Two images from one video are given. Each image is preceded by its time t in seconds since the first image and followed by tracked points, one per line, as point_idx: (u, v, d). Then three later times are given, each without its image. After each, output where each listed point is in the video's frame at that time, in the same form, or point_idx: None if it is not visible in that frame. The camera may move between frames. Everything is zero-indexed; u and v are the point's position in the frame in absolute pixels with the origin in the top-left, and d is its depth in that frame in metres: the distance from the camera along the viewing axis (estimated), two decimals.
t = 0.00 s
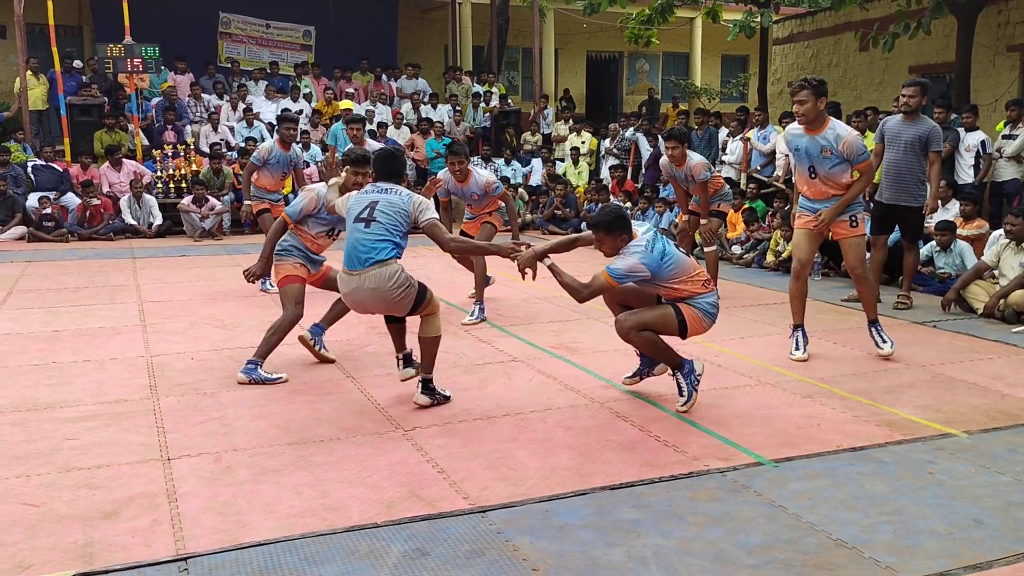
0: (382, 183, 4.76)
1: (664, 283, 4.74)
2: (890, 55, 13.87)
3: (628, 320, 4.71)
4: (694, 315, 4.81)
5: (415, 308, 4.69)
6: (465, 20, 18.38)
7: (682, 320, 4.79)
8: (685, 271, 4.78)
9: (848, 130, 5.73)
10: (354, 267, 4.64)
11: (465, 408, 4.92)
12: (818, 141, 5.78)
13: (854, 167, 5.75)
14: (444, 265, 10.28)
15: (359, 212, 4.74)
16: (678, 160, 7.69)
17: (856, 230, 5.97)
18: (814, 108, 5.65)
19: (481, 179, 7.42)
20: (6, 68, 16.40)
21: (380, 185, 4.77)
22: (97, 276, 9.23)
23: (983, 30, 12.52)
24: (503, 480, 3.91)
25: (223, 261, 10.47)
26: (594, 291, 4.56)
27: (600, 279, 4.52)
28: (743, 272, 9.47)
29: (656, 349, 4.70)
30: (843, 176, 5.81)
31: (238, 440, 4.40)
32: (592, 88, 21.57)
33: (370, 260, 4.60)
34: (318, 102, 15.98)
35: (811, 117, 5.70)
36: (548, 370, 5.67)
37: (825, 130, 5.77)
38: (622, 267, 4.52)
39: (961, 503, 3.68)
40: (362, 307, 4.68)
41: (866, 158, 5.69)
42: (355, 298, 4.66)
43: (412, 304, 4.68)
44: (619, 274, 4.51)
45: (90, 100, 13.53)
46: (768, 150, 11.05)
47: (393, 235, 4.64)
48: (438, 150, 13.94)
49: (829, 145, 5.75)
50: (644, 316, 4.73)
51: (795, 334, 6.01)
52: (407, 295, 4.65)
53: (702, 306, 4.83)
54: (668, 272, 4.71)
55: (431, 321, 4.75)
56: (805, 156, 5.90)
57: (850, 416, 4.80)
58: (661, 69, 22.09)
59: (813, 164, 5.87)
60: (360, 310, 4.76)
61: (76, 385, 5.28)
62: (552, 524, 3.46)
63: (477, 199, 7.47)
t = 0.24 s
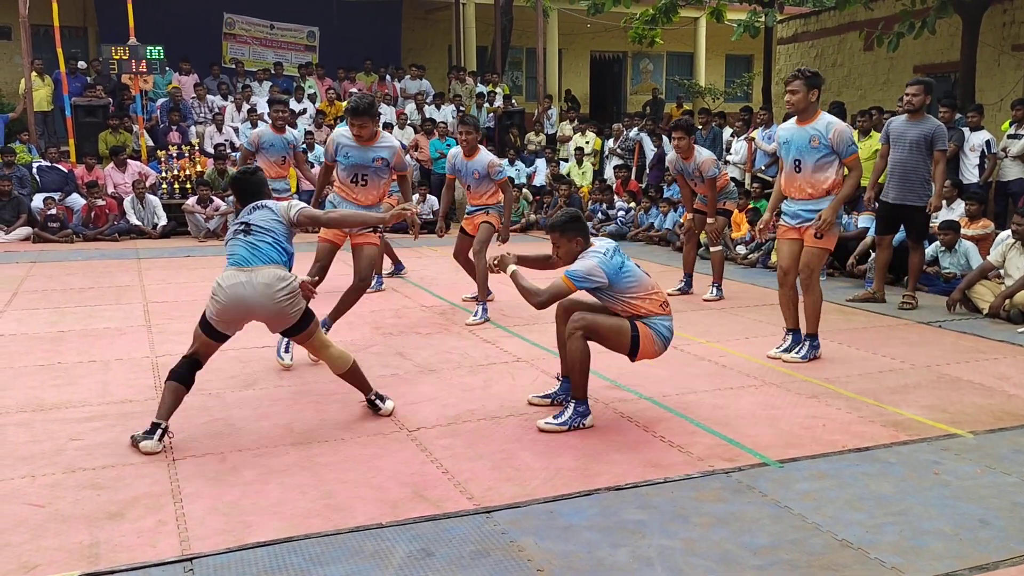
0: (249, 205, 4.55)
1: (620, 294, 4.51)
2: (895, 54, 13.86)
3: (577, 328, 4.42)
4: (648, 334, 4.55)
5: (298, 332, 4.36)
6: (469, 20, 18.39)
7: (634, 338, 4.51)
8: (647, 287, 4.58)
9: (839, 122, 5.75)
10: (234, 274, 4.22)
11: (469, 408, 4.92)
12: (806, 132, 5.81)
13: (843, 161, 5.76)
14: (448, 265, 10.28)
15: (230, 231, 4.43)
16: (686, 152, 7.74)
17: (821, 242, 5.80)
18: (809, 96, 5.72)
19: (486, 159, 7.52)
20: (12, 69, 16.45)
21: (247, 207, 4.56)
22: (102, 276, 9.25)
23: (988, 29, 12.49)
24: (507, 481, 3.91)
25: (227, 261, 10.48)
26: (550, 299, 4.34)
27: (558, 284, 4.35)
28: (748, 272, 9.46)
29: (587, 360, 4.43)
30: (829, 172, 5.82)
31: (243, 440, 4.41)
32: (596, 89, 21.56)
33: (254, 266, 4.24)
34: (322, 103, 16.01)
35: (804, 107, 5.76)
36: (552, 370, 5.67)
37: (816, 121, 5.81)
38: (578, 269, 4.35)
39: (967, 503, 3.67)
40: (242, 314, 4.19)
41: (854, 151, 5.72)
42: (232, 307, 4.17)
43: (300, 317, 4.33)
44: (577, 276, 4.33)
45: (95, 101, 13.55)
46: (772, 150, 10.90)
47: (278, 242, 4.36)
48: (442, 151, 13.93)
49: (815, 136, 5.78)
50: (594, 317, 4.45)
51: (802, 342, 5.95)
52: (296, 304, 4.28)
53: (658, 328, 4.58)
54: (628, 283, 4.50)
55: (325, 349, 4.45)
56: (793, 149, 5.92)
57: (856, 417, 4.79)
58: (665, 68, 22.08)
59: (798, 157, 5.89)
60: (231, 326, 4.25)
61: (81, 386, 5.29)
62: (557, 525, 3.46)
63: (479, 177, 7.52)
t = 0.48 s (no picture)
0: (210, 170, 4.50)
1: (592, 339, 4.46)
2: (899, 54, 13.83)
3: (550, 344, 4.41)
4: (603, 384, 4.54)
5: (256, 302, 4.30)
6: (473, 20, 18.40)
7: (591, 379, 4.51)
8: (625, 341, 4.53)
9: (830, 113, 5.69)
10: (189, 236, 4.18)
11: (473, 408, 4.92)
12: (797, 122, 5.81)
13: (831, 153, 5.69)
14: (453, 265, 10.27)
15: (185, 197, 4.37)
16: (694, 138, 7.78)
17: (812, 242, 5.80)
18: (807, 87, 5.72)
19: (491, 144, 7.57)
20: (17, 70, 16.49)
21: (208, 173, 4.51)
22: (107, 277, 9.25)
23: (993, 29, 12.46)
24: (512, 481, 3.90)
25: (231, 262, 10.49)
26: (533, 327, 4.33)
27: (541, 312, 4.36)
28: (752, 272, 9.46)
29: (564, 370, 4.42)
30: (817, 164, 5.78)
31: (247, 440, 4.41)
32: (600, 89, 21.55)
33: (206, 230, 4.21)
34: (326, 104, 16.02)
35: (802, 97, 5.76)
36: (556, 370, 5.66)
37: (809, 112, 5.79)
38: (564, 301, 4.32)
39: (973, 504, 3.66)
40: (196, 278, 4.14)
41: (842, 144, 5.64)
42: (187, 271, 4.12)
43: (257, 284, 4.28)
44: (561, 309, 4.31)
45: (100, 102, 13.56)
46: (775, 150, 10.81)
47: (231, 209, 4.31)
48: (446, 151, 13.92)
49: (804, 127, 5.76)
50: (572, 335, 4.42)
51: (806, 340, 5.95)
52: (253, 270, 4.24)
53: (615, 383, 4.56)
54: (606, 332, 4.45)
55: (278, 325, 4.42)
56: (785, 139, 5.92)
57: (861, 417, 4.77)
58: (670, 68, 22.05)
59: (789, 148, 5.89)
60: (186, 293, 4.18)
61: (86, 386, 5.29)
62: (562, 525, 3.46)
63: (484, 161, 7.57)
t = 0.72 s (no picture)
0: (201, 149, 4.46)
1: (592, 333, 4.43)
2: (904, 53, 13.81)
3: (550, 341, 4.41)
4: (612, 376, 4.49)
5: (235, 300, 4.28)
6: (477, 20, 18.41)
7: (598, 372, 4.47)
8: (627, 332, 4.50)
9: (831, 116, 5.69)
10: (171, 234, 4.25)
11: (477, 408, 4.93)
12: (798, 123, 5.83)
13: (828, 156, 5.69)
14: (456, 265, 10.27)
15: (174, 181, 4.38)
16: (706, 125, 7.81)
17: (808, 243, 5.76)
18: (807, 88, 5.73)
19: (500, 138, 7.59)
20: (22, 70, 16.55)
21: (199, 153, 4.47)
22: (112, 277, 9.27)
23: (998, 28, 12.43)
24: (516, 482, 3.90)
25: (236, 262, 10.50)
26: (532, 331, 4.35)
27: (541, 313, 4.36)
28: (756, 273, 9.44)
29: (566, 369, 4.43)
30: (815, 166, 5.78)
31: (252, 440, 4.42)
32: (604, 89, 21.55)
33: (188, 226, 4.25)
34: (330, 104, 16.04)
35: (802, 99, 5.78)
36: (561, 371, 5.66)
37: (810, 114, 5.81)
38: (563, 302, 4.31)
39: (978, 504, 3.65)
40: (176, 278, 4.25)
41: (839, 148, 5.63)
42: (166, 271, 4.23)
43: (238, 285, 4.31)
44: (561, 309, 4.30)
45: (105, 102, 13.58)
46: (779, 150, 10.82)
47: (215, 205, 4.31)
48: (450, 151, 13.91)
49: (805, 128, 5.78)
50: (570, 335, 4.42)
51: (810, 340, 5.93)
52: (232, 271, 4.26)
53: (624, 373, 4.52)
54: (607, 326, 4.43)
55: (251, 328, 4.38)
56: (787, 141, 5.94)
57: (865, 418, 4.76)
58: (674, 68, 22.04)
59: (790, 150, 5.90)
60: (168, 288, 4.31)
61: (91, 386, 5.30)
62: (566, 525, 3.45)
63: (492, 155, 7.58)
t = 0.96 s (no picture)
0: (151, 134, 4.58)
1: (594, 337, 4.43)
2: (909, 53, 13.78)
3: (552, 345, 4.41)
4: (611, 380, 4.50)
5: (201, 288, 4.53)
6: (481, 20, 18.41)
7: (598, 375, 4.47)
8: (628, 337, 4.49)
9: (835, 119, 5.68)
10: (137, 230, 4.47)
11: (482, 409, 4.93)
12: (803, 126, 5.83)
13: (831, 160, 5.68)
14: (460, 266, 10.27)
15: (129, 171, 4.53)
16: (717, 120, 7.82)
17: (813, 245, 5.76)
18: (812, 91, 5.71)
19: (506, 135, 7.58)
20: (27, 71, 16.58)
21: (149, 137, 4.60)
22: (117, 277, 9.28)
23: (1004, 28, 12.40)
24: (521, 482, 3.90)
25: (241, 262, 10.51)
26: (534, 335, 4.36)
27: (544, 316, 4.36)
28: (761, 273, 9.42)
29: (568, 372, 4.43)
30: (819, 169, 5.78)
31: (256, 440, 4.42)
32: (608, 89, 21.55)
33: (152, 221, 4.47)
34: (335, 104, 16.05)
35: (807, 102, 5.77)
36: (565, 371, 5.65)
37: (815, 116, 5.80)
38: (566, 306, 4.31)
39: (983, 505, 3.64)
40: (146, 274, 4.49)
41: (843, 151, 5.62)
42: (136, 268, 4.47)
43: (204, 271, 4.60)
44: (563, 312, 4.30)
45: (110, 103, 13.60)
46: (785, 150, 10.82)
47: (176, 197, 4.52)
48: (454, 151, 13.89)
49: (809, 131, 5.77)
50: (574, 337, 4.41)
51: (816, 341, 5.92)
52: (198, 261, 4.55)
53: (624, 378, 4.53)
54: (609, 331, 4.42)
55: (213, 322, 4.58)
56: (792, 143, 5.94)
57: (871, 418, 4.75)
58: (678, 68, 22.01)
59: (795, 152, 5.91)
60: (136, 280, 4.54)
61: (96, 387, 5.31)
62: (570, 526, 3.45)
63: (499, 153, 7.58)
